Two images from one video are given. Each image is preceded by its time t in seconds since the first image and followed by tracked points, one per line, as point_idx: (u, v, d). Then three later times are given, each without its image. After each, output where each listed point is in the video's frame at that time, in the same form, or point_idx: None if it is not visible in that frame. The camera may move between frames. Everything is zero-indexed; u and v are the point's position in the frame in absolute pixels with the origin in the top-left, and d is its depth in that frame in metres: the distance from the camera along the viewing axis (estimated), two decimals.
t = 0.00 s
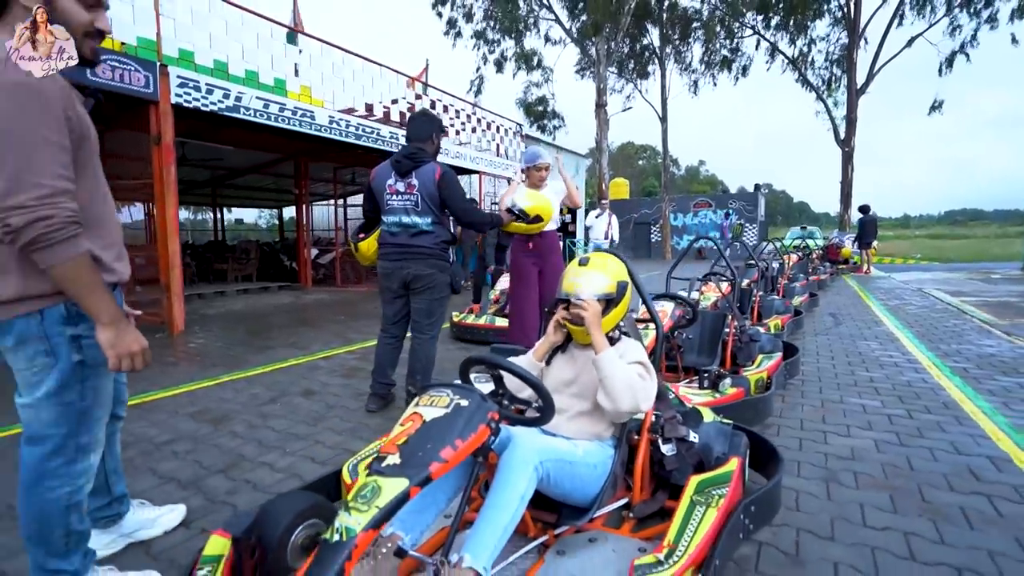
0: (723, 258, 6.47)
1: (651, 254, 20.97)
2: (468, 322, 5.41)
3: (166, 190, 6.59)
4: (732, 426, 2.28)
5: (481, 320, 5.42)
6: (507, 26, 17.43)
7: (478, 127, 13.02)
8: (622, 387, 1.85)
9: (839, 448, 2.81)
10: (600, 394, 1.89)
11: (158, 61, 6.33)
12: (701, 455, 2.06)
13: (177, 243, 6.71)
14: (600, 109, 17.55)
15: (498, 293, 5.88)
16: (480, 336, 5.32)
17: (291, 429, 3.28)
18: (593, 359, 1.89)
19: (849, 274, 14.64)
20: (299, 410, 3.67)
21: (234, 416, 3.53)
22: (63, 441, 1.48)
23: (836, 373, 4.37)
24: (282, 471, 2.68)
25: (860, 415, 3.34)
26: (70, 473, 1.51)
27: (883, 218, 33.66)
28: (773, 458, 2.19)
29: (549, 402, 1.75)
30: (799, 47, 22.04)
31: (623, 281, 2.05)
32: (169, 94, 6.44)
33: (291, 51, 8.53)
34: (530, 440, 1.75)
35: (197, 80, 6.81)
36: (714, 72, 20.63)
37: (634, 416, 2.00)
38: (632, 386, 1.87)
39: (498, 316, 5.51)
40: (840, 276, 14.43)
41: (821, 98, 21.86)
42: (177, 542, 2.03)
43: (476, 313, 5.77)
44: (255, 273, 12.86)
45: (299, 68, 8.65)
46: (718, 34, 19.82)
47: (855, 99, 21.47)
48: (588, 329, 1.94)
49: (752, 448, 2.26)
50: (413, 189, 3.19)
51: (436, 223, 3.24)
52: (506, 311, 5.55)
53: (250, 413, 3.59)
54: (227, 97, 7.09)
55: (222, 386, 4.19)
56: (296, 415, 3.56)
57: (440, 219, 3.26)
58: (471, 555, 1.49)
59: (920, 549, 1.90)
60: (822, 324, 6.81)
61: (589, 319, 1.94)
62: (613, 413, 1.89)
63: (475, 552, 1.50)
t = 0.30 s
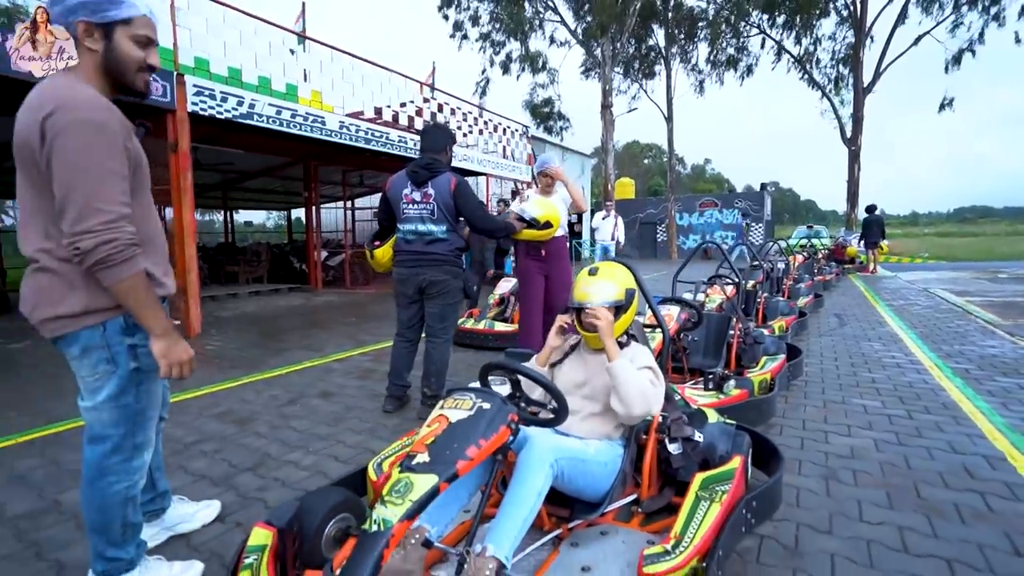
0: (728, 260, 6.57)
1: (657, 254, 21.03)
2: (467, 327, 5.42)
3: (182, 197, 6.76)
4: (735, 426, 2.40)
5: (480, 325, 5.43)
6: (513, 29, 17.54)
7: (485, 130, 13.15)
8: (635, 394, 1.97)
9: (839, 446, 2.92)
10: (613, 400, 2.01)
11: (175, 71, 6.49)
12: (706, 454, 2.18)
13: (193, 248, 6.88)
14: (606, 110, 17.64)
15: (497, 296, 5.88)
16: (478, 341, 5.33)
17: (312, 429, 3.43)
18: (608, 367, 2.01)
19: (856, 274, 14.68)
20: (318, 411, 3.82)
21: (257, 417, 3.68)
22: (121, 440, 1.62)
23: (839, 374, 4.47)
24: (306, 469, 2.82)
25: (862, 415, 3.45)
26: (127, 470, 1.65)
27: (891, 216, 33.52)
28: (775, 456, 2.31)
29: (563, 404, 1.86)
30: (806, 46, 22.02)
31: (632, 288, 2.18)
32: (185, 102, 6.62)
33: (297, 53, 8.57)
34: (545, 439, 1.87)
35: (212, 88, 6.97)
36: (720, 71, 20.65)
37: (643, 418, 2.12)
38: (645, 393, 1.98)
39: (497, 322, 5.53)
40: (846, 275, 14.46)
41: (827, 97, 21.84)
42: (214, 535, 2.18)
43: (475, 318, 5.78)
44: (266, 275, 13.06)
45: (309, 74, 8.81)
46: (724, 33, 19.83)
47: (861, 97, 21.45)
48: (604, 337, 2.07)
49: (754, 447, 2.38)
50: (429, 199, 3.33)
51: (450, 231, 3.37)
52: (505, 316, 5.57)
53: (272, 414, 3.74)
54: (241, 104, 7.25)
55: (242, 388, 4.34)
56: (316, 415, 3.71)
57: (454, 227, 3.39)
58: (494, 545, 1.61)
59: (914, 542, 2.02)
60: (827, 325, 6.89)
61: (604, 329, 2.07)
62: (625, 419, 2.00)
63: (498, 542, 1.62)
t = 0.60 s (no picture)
0: (733, 261, 6.66)
1: (662, 253, 21.09)
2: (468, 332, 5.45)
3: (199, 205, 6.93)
4: (741, 424, 2.52)
5: (480, 330, 5.47)
6: (516, 32, 17.68)
7: (490, 133, 13.30)
8: (656, 407, 2.12)
9: (843, 443, 3.04)
10: (637, 414, 2.15)
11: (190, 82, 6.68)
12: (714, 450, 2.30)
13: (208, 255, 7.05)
14: (610, 111, 17.74)
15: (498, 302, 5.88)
16: (479, 347, 5.37)
17: (334, 431, 3.57)
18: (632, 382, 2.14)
19: (861, 272, 14.71)
20: (338, 413, 3.96)
21: (280, 419, 3.83)
22: (176, 442, 1.76)
23: (844, 372, 4.57)
24: (332, 469, 2.97)
25: (864, 413, 3.56)
26: (179, 469, 1.80)
27: (897, 212, 33.38)
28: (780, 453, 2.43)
29: (580, 406, 1.99)
30: (809, 44, 22.04)
31: (641, 292, 2.30)
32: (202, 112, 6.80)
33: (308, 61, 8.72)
34: (563, 438, 2.00)
35: (227, 98, 7.15)
36: (723, 70, 20.70)
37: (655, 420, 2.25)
38: (665, 405, 2.13)
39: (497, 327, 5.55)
40: (852, 274, 14.49)
41: (831, 95, 21.85)
42: (253, 530, 2.33)
43: (475, 324, 5.79)
44: (276, 279, 13.25)
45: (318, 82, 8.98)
46: (727, 33, 19.88)
47: (866, 95, 21.46)
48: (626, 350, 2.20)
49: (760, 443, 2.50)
50: (445, 207, 3.47)
51: (464, 239, 3.51)
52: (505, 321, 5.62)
53: (294, 416, 3.89)
54: (254, 113, 7.43)
55: (263, 391, 4.49)
56: (337, 417, 3.85)
57: (468, 235, 3.53)
58: (519, 535, 1.73)
59: (912, 532, 2.14)
60: (832, 324, 6.97)
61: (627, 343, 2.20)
62: (647, 430, 2.16)
63: (523, 533, 1.74)
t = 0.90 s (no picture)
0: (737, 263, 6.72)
1: (666, 254, 21.12)
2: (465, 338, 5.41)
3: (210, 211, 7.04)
4: (744, 425, 2.60)
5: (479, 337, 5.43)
6: (519, 35, 17.78)
7: (495, 136, 13.40)
8: (659, 409, 2.20)
9: (846, 443, 3.10)
10: (640, 415, 2.23)
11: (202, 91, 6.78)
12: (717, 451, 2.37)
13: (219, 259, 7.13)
14: (614, 112, 17.80)
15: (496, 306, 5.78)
16: (478, 353, 5.34)
17: (347, 433, 3.66)
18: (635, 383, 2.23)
19: (866, 272, 14.71)
20: (351, 415, 4.05)
21: (294, 422, 3.92)
22: (204, 445, 1.85)
23: (848, 374, 4.63)
24: (346, 471, 3.06)
25: (868, 414, 3.62)
26: (208, 470, 1.89)
27: (903, 210, 33.24)
28: (782, 452, 2.52)
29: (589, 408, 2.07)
30: (813, 43, 22.01)
31: (645, 298, 2.38)
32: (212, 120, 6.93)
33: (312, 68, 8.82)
34: (572, 440, 2.09)
35: (236, 106, 7.26)
36: (726, 71, 20.72)
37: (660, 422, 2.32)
38: (669, 406, 2.21)
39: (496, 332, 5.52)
40: (857, 274, 14.49)
41: (835, 94, 21.82)
42: (274, 529, 2.42)
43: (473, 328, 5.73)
44: (284, 282, 13.39)
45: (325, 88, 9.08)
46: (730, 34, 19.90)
47: (870, 94, 21.43)
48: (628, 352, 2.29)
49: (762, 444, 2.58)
50: (454, 214, 3.56)
51: (470, 245, 3.62)
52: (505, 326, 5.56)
53: (308, 419, 3.99)
54: (264, 120, 7.55)
55: (277, 394, 4.59)
56: (349, 420, 3.95)
57: (473, 241, 3.64)
58: (532, 532, 1.81)
59: (912, 530, 2.20)
60: (837, 325, 7.02)
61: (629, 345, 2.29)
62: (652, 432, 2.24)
63: (535, 530, 1.82)
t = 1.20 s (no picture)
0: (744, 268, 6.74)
1: (673, 256, 21.10)
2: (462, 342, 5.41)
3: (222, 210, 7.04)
4: (746, 430, 2.65)
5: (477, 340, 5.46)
6: (529, 36, 17.83)
7: (504, 137, 13.47)
8: (663, 411, 2.25)
9: (847, 450, 3.15)
10: (644, 416, 2.29)
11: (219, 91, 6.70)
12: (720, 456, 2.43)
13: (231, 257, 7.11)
14: (623, 114, 17.81)
15: (497, 309, 5.68)
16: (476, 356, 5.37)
17: (357, 430, 3.74)
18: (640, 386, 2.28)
19: (874, 278, 14.66)
20: (359, 413, 4.14)
21: (304, 418, 4.01)
22: (223, 439, 1.93)
23: (851, 381, 4.67)
24: (356, 467, 3.14)
25: (870, 421, 3.66)
26: (226, 464, 1.96)
27: (914, 216, 32.98)
28: (782, 458, 2.58)
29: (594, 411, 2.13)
30: (825, 47, 21.89)
31: (650, 305, 2.44)
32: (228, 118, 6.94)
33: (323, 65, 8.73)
34: (578, 442, 2.14)
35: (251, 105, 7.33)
36: (737, 74, 20.67)
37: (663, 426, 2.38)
38: (673, 409, 2.26)
39: (496, 335, 5.54)
40: (864, 280, 14.44)
41: (846, 98, 21.71)
42: (287, 522, 2.50)
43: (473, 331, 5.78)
44: (292, 279, 13.53)
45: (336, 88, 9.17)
46: (741, 37, 19.83)
47: (882, 99, 21.30)
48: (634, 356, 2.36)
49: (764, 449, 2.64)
50: (453, 218, 3.63)
51: (468, 249, 3.69)
52: (505, 328, 5.58)
53: (318, 416, 4.07)
54: (276, 119, 7.65)
55: (287, 390, 4.69)
56: (358, 417, 4.03)
57: (471, 244, 3.72)
58: (537, 530, 1.87)
59: (908, 537, 2.25)
60: (842, 332, 7.03)
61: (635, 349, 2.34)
62: (655, 434, 2.29)
63: (541, 528, 1.88)
